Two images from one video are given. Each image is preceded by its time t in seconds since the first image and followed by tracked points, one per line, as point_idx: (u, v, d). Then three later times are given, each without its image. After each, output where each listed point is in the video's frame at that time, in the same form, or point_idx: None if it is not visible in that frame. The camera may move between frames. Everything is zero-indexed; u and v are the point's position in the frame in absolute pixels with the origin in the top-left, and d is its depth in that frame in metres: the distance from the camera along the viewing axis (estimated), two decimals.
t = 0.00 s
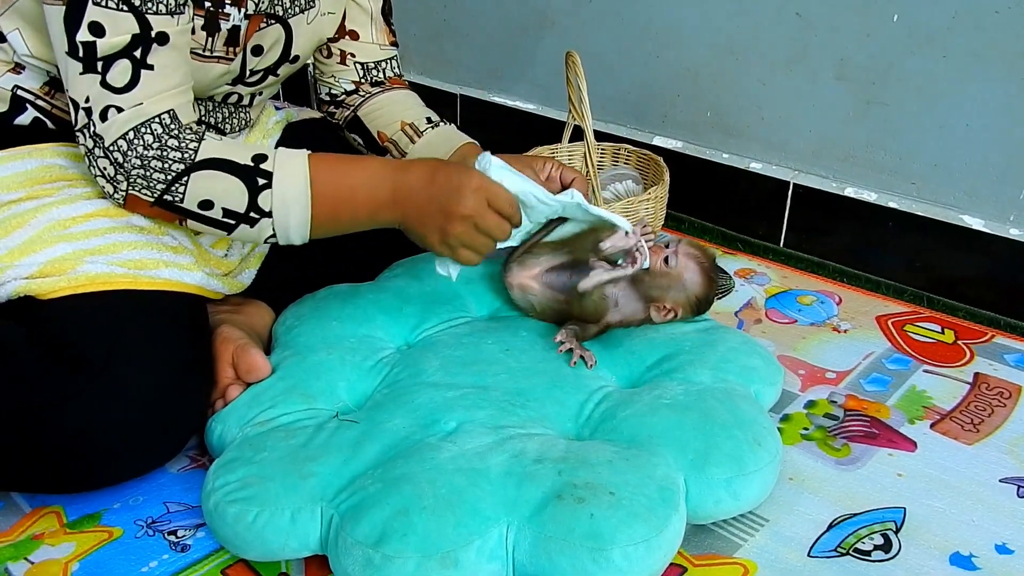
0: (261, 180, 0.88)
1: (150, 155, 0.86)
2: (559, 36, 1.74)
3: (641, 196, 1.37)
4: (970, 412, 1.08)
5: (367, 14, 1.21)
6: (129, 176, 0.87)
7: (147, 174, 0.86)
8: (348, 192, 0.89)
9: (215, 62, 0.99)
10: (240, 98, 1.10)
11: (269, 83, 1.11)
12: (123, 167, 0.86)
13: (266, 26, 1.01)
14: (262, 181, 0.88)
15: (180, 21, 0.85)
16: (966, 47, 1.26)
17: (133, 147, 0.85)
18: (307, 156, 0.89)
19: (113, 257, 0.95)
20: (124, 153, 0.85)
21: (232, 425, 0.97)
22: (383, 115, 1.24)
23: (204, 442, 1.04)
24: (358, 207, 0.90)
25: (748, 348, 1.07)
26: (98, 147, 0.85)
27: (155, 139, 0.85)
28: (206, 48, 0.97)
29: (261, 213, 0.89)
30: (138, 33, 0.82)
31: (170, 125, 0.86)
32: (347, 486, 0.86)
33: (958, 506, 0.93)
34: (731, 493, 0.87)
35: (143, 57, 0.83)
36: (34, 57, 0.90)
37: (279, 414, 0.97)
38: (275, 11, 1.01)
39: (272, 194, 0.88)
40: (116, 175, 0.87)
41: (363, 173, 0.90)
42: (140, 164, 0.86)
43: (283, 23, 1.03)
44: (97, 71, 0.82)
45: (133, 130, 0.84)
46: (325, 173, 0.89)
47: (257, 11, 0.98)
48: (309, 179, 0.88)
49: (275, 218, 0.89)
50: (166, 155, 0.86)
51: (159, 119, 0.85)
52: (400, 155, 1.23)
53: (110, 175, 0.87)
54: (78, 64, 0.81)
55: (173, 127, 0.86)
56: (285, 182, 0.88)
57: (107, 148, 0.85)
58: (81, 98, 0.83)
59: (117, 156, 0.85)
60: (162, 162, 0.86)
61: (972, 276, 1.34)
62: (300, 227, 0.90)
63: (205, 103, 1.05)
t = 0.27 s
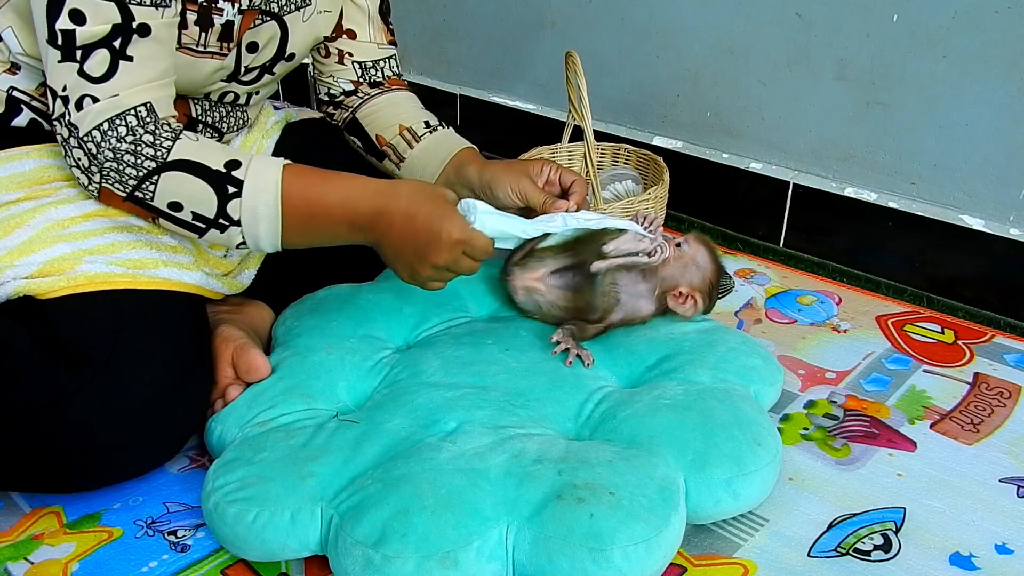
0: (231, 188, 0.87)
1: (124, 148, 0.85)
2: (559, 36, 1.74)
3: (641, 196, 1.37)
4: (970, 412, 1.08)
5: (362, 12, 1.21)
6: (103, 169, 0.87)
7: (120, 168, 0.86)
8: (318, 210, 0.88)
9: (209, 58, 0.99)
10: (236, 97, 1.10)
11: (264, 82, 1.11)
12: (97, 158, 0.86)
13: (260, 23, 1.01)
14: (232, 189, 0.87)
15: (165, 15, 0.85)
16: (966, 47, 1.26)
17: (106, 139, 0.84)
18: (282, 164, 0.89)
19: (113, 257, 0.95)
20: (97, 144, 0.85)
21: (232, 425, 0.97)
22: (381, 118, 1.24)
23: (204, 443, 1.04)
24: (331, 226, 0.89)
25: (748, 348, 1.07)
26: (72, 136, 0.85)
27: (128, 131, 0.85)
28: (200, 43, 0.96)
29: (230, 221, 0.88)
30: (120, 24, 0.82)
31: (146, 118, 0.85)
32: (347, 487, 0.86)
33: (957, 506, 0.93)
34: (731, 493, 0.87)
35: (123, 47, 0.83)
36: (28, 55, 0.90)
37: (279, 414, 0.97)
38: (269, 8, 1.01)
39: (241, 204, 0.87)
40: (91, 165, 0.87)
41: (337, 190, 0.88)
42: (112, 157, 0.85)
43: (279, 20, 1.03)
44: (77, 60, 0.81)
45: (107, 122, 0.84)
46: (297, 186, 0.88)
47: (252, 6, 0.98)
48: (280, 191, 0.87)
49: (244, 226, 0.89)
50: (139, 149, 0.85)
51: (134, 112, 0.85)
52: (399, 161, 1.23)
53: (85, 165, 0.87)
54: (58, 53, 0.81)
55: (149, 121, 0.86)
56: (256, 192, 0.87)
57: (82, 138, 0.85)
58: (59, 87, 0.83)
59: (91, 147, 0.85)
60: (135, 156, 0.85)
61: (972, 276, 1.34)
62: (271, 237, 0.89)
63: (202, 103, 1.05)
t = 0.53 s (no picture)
0: (217, 207, 0.88)
1: (112, 151, 0.85)
2: (558, 36, 1.74)
3: (641, 196, 1.37)
4: (970, 412, 1.08)
5: (364, 14, 1.21)
6: (88, 170, 0.87)
7: (106, 172, 0.86)
8: (296, 236, 0.89)
9: (206, 57, 0.99)
10: (235, 96, 1.10)
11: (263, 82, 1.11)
12: (83, 159, 0.86)
13: (259, 23, 1.01)
14: (218, 208, 0.88)
15: (154, 18, 0.85)
16: (966, 46, 1.26)
17: (95, 141, 0.85)
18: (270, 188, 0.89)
19: (112, 257, 0.95)
20: (84, 145, 0.85)
21: (232, 425, 0.97)
22: (380, 114, 1.23)
23: (204, 443, 1.04)
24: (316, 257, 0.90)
25: (748, 348, 1.07)
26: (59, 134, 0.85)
27: (117, 135, 0.85)
28: (197, 42, 0.97)
29: (211, 237, 0.89)
30: (109, 26, 0.82)
31: (135, 123, 0.86)
32: (347, 486, 0.86)
33: (957, 506, 0.93)
34: (731, 493, 0.87)
35: (110, 50, 0.83)
36: (22, 54, 0.89)
37: (279, 414, 0.97)
38: (268, 8, 1.01)
39: (225, 223, 0.88)
40: (77, 164, 0.87)
41: (325, 222, 0.89)
42: (100, 160, 0.86)
43: (278, 20, 1.03)
44: (64, 60, 0.81)
45: (95, 123, 0.84)
46: (281, 211, 0.88)
47: (248, 6, 0.98)
48: (265, 215, 0.88)
49: (224, 244, 0.89)
50: (128, 155, 0.86)
51: (123, 115, 0.85)
52: (403, 153, 1.23)
53: (71, 164, 0.87)
54: (44, 52, 0.81)
55: (138, 126, 0.86)
56: (241, 214, 0.88)
57: (70, 137, 0.85)
58: (46, 85, 0.83)
59: (78, 147, 0.85)
60: (123, 161, 0.86)
61: (972, 276, 1.34)
62: (248, 257, 0.90)
63: (201, 104, 1.05)
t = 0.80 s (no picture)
0: (248, 206, 0.86)
1: (142, 149, 0.84)
2: (558, 36, 1.74)
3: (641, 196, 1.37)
4: (970, 412, 1.08)
5: (362, 14, 1.21)
6: (115, 170, 0.85)
7: (135, 170, 0.84)
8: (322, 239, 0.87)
9: (208, 56, 0.99)
10: (235, 96, 1.10)
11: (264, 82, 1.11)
12: (109, 159, 0.84)
13: (259, 22, 1.02)
14: (249, 207, 0.86)
15: (167, 12, 0.83)
16: (966, 46, 1.26)
17: (122, 139, 0.83)
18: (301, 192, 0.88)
19: (112, 257, 0.95)
20: (111, 144, 0.83)
21: (232, 425, 0.97)
22: (376, 113, 1.23)
23: (204, 443, 1.04)
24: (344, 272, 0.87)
25: (748, 348, 1.07)
26: (84, 136, 0.83)
27: (145, 132, 0.83)
28: (199, 42, 0.96)
29: (240, 237, 0.87)
30: (124, 22, 0.80)
31: (162, 119, 0.84)
32: (347, 487, 0.86)
33: (957, 506, 0.93)
34: (731, 493, 0.87)
35: (130, 46, 0.81)
36: (27, 55, 0.89)
37: (279, 414, 0.97)
38: (268, 8, 1.02)
39: (255, 222, 0.86)
40: (103, 165, 0.85)
41: (349, 228, 0.87)
42: (129, 158, 0.84)
43: (277, 19, 1.04)
44: (84, 60, 0.80)
45: (122, 121, 0.83)
46: (308, 216, 0.87)
47: (249, 5, 0.98)
48: (292, 220, 0.86)
49: (251, 246, 0.87)
50: (160, 152, 0.84)
51: (149, 111, 0.84)
52: (398, 148, 1.23)
53: (95, 165, 0.85)
54: (63, 51, 0.79)
55: (165, 121, 0.84)
56: (269, 215, 0.86)
57: (95, 137, 0.83)
58: (65, 86, 0.81)
59: (104, 146, 0.83)
60: (153, 158, 0.84)
61: (972, 276, 1.34)
62: (276, 263, 0.88)
63: (199, 103, 1.05)
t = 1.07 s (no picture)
0: (262, 170, 0.80)
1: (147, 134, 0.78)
2: (559, 36, 1.74)
3: (641, 196, 1.37)
4: (970, 412, 1.08)
5: (363, 14, 1.21)
6: (120, 159, 0.79)
7: (141, 157, 0.78)
8: (344, 194, 0.79)
9: (214, 57, 0.99)
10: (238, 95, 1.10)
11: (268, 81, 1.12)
12: (115, 150, 0.78)
13: (265, 22, 1.02)
14: (262, 172, 0.80)
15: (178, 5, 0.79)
16: (966, 47, 1.26)
17: (127, 128, 0.77)
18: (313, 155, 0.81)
19: (113, 257, 0.94)
20: (116, 134, 0.77)
21: (232, 426, 0.97)
22: (368, 116, 1.23)
23: (204, 443, 1.04)
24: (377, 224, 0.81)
25: (748, 348, 1.07)
26: (88, 130, 0.78)
27: (150, 119, 0.77)
28: (207, 43, 0.96)
29: (258, 206, 0.80)
30: (133, 12, 0.76)
31: (167, 105, 0.78)
32: (347, 487, 0.86)
33: (957, 506, 0.93)
34: (731, 493, 0.87)
35: (137, 36, 0.76)
36: (35, 55, 0.87)
37: (279, 415, 0.97)
38: (273, 8, 1.02)
39: (271, 187, 0.80)
40: (110, 158, 0.79)
41: (369, 178, 0.80)
42: (133, 145, 0.78)
43: (282, 20, 1.04)
44: (90, 52, 0.75)
45: (127, 109, 0.77)
46: (325, 175, 0.80)
47: (256, 5, 0.99)
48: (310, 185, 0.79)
49: (272, 214, 0.80)
50: (164, 133, 0.78)
51: (153, 98, 0.78)
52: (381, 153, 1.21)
53: (102, 159, 0.80)
54: (72, 44, 0.76)
55: (170, 106, 0.78)
56: (284, 180, 0.79)
57: (99, 129, 0.77)
58: (71, 80, 0.77)
59: (110, 138, 0.78)
60: (157, 140, 0.78)
61: (972, 276, 1.34)
62: (300, 228, 0.80)
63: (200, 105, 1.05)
